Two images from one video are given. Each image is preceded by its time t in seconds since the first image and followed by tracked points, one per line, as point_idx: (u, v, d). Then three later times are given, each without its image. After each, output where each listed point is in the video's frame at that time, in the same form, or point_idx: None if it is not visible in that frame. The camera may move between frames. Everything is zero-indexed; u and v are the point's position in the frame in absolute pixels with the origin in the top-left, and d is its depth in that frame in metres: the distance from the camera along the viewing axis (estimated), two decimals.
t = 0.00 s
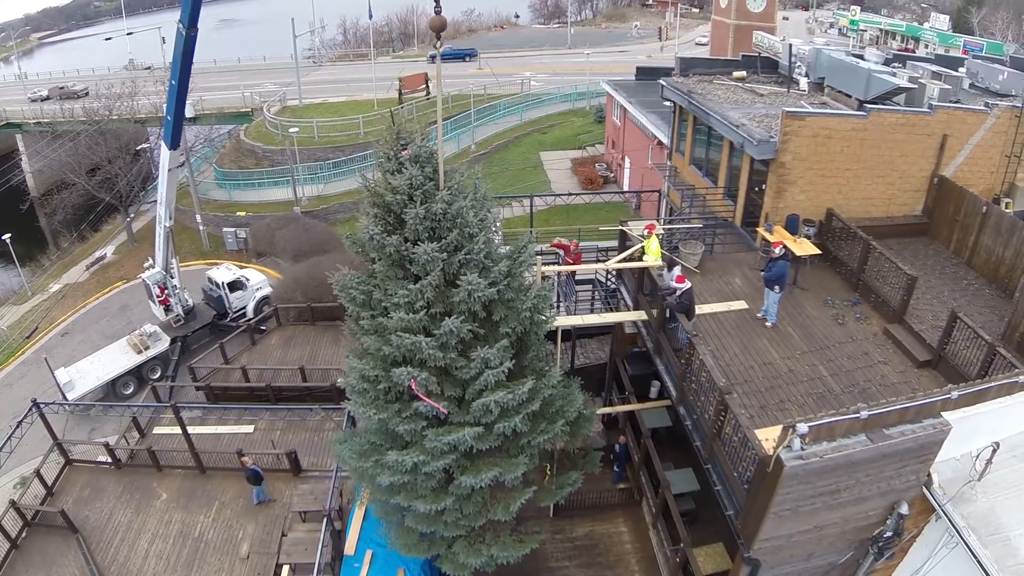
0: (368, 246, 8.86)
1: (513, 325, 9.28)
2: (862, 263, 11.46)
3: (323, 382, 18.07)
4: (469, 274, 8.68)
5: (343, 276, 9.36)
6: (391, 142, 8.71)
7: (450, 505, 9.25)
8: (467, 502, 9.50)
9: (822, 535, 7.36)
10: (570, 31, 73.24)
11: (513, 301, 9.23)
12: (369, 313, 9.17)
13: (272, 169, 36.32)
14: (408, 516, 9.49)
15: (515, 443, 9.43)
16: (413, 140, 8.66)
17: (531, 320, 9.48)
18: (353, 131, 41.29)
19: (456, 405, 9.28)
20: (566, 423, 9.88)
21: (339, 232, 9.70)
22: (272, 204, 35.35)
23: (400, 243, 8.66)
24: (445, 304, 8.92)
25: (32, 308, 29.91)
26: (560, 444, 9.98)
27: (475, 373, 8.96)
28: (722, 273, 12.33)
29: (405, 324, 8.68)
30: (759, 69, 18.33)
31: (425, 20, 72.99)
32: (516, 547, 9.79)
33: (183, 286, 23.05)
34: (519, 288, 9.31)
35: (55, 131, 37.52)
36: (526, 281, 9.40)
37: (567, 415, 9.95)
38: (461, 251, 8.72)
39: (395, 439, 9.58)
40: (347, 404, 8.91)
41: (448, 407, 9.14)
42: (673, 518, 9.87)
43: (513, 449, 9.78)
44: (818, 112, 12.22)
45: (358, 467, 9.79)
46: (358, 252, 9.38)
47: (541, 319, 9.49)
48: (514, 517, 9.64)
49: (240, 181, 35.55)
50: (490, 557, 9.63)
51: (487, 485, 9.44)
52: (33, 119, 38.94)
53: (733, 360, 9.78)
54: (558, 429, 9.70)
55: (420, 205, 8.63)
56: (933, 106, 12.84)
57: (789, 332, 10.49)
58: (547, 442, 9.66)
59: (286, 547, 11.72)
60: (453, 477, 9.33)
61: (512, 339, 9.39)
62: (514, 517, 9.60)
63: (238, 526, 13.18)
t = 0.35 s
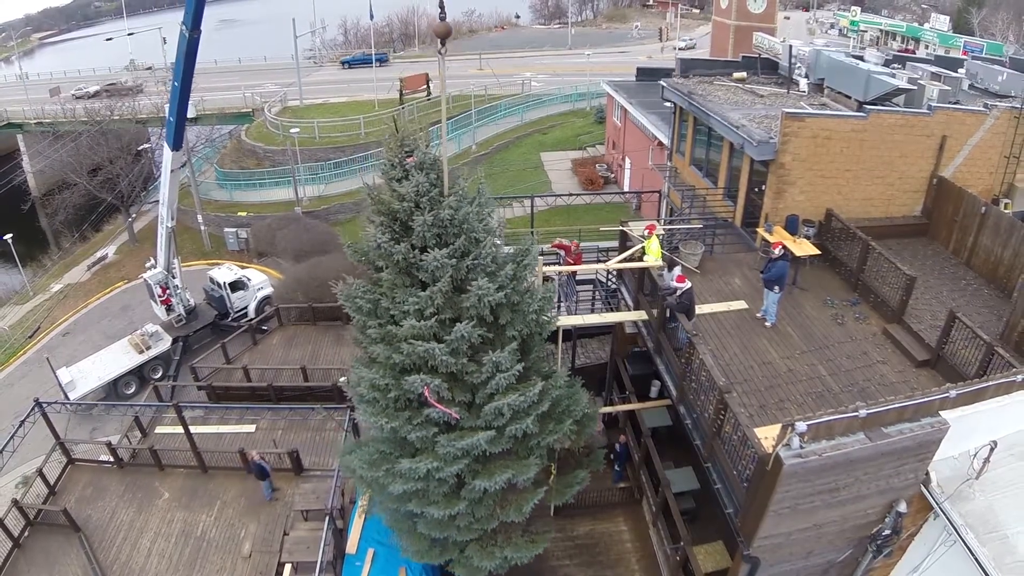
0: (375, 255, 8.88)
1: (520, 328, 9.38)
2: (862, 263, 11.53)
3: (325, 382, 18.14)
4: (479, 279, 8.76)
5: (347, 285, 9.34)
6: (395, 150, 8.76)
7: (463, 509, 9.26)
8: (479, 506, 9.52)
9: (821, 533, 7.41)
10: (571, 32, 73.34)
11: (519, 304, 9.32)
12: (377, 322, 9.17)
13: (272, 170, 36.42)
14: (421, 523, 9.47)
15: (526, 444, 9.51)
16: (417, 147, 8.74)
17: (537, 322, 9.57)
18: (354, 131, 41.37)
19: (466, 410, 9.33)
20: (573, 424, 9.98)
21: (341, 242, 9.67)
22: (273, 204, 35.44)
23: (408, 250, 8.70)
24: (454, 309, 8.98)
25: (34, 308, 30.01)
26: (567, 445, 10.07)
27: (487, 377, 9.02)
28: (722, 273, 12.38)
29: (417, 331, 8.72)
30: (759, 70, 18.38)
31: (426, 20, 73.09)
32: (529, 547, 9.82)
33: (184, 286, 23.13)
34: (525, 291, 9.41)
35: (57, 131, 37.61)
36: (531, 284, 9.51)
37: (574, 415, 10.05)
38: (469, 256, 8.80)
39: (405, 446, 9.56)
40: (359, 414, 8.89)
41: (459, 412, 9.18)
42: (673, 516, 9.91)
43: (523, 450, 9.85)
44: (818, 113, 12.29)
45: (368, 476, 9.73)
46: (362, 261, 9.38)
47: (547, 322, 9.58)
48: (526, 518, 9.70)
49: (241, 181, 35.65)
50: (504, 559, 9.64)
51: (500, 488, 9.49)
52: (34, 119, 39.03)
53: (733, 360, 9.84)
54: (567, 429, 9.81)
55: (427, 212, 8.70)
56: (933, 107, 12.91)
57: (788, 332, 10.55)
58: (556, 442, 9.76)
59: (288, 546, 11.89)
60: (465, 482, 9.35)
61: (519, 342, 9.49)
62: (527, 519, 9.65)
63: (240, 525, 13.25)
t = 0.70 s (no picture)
0: (381, 265, 8.87)
1: (526, 333, 9.48)
2: (859, 265, 11.60)
3: (325, 382, 18.20)
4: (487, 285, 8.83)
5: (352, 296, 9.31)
6: (400, 159, 8.76)
7: (474, 515, 9.32)
8: (489, 510, 9.57)
9: (817, 532, 7.48)
10: (571, 33, 73.52)
11: (524, 309, 9.42)
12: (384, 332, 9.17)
13: (273, 170, 36.53)
14: (431, 530, 9.50)
15: (534, 447, 9.60)
16: (422, 157, 8.76)
17: (542, 327, 9.67)
18: (355, 132, 41.44)
19: (475, 415, 9.38)
20: (577, 425, 10.10)
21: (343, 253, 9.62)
22: (274, 204, 35.53)
23: (416, 260, 8.72)
24: (462, 317, 9.03)
25: (35, 308, 30.09)
26: (572, 447, 10.18)
27: (496, 382, 9.10)
28: (720, 274, 12.45)
29: (427, 340, 8.75)
30: (759, 72, 18.46)
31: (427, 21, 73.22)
32: (539, 548, 9.90)
33: (185, 286, 23.22)
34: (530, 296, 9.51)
35: (58, 131, 37.73)
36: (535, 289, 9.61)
37: (578, 416, 10.19)
38: (477, 263, 8.86)
39: (414, 454, 9.57)
40: (369, 424, 8.88)
41: (469, 419, 9.23)
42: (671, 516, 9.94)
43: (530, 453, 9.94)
44: (816, 115, 12.37)
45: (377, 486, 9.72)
46: (367, 271, 9.37)
47: (550, 326, 9.68)
48: (536, 519, 9.80)
49: (242, 181, 35.76)
50: (515, 561, 9.71)
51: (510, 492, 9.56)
52: (35, 119, 39.14)
53: (731, 361, 9.90)
54: (573, 430, 9.94)
55: (433, 220, 8.74)
56: (931, 109, 12.98)
57: (786, 333, 10.60)
58: (562, 444, 9.87)
59: (289, 544, 12.05)
60: (476, 487, 9.40)
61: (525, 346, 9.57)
62: (537, 520, 9.75)
63: (241, 524, 13.31)
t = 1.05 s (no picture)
0: (387, 274, 8.86)
1: (531, 336, 9.59)
2: (856, 265, 11.65)
3: (324, 382, 18.25)
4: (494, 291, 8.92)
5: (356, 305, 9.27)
6: (403, 167, 8.78)
7: (485, 519, 9.36)
8: (498, 513, 9.62)
9: (812, 531, 7.52)
10: (571, 33, 73.68)
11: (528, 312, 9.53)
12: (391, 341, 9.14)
13: (273, 171, 36.62)
14: (441, 537, 9.48)
15: (541, 449, 9.68)
16: (425, 166, 8.81)
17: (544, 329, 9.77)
18: (354, 133, 41.51)
19: (483, 420, 9.43)
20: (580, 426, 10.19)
21: (344, 263, 9.56)
22: (274, 205, 35.61)
23: (422, 268, 8.76)
24: (470, 322, 9.09)
25: (35, 308, 30.17)
26: (576, 447, 10.28)
27: (505, 386, 9.17)
28: (717, 274, 12.50)
29: (437, 347, 8.76)
30: (756, 73, 18.50)
31: (426, 21, 73.31)
32: (548, 548, 9.96)
33: (185, 286, 23.30)
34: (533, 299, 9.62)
35: (59, 132, 37.83)
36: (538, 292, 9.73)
37: (580, 416, 10.32)
38: (483, 269, 8.95)
39: (422, 462, 9.55)
40: (379, 433, 8.83)
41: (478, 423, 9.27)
42: (668, 514, 9.99)
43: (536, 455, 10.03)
44: (813, 116, 12.42)
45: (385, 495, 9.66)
46: (370, 281, 9.33)
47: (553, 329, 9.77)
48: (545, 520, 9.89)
49: (241, 182, 35.84)
50: (526, 562, 9.75)
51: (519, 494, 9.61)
52: (35, 120, 39.25)
53: (727, 360, 9.95)
54: (577, 430, 10.06)
55: (438, 228, 8.80)
56: (928, 109, 13.04)
57: (783, 333, 10.65)
58: (567, 445, 9.98)
59: (288, 543, 12.12)
60: (486, 491, 9.43)
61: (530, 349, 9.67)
62: (546, 521, 9.82)
63: (240, 523, 13.37)
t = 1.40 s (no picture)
0: (397, 277, 8.81)
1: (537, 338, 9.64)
2: (852, 265, 11.69)
3: (322, 381, 18.28)
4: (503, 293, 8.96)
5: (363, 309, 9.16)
6: (414, 171, 8.85)
7: (494, 520, 9.38)
8: (506, 514, 9.66)
9: (807, 528, 7.55)
10: (571, 34, 73.73)
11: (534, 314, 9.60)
12: (399, 345, 9.07)
13: (272, 171, 36.68)
14: (449, 540, 9.47)
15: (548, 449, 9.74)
16: (436, 169, 8.90)
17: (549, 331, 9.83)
18: (354, 133, 41.55)
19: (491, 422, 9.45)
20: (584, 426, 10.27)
21: (349, 267, 9.44)
22: (273, 204, 35.67)
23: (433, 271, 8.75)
24: (479, 325, 9.11)
25: (35, 307, 30.22)
26: (579, 448, 10.36)
27: (514, 388, 9.21)
28: (715, 273, 12.53)
29: (448, 350, 8.75)
30: (754, 73, 18.53)
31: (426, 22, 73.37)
32: (553, 548, 10.02)
33: (185, 286, 23.36)
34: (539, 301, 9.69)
35: (59, 131, 37.88)
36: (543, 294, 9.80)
37: (584, 416, 10.37)
38: (492, 272, 9.00)
39: (429, 465, 9.50)
40: (389, 437, 8.78)
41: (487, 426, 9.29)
42: (664, 513, 10.02)
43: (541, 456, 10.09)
44: (810, 116, 12.45)
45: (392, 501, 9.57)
46: (376, 285, 9.24)
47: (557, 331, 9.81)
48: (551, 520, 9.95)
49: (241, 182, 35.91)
50: (533, 563, 9.81)
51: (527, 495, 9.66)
52: (35, 120, 39.35)
53: (723, 359, 9.97)
54: (581, 430, 10.14)
55: (448, 231, 8.82)
56: (925, 109, 13.08)
57: (779, 331, 10.68)
58: (572, 445, 10.06)
59: (287, 541, 12.20)
60: (494, 493, 9.45)
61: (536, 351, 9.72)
62: (552, 521, 9.90)
63: (240, 521, 13.42)
